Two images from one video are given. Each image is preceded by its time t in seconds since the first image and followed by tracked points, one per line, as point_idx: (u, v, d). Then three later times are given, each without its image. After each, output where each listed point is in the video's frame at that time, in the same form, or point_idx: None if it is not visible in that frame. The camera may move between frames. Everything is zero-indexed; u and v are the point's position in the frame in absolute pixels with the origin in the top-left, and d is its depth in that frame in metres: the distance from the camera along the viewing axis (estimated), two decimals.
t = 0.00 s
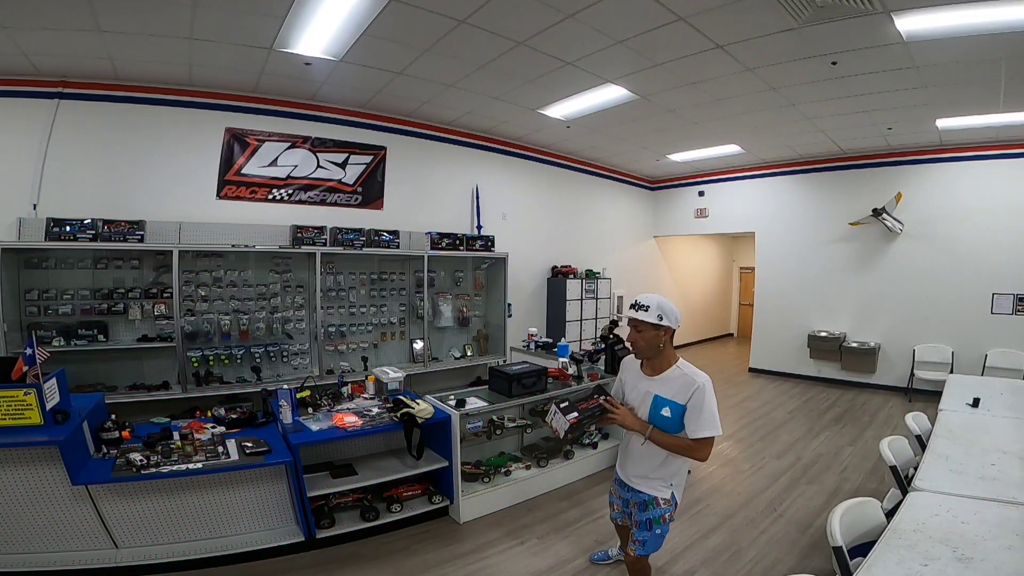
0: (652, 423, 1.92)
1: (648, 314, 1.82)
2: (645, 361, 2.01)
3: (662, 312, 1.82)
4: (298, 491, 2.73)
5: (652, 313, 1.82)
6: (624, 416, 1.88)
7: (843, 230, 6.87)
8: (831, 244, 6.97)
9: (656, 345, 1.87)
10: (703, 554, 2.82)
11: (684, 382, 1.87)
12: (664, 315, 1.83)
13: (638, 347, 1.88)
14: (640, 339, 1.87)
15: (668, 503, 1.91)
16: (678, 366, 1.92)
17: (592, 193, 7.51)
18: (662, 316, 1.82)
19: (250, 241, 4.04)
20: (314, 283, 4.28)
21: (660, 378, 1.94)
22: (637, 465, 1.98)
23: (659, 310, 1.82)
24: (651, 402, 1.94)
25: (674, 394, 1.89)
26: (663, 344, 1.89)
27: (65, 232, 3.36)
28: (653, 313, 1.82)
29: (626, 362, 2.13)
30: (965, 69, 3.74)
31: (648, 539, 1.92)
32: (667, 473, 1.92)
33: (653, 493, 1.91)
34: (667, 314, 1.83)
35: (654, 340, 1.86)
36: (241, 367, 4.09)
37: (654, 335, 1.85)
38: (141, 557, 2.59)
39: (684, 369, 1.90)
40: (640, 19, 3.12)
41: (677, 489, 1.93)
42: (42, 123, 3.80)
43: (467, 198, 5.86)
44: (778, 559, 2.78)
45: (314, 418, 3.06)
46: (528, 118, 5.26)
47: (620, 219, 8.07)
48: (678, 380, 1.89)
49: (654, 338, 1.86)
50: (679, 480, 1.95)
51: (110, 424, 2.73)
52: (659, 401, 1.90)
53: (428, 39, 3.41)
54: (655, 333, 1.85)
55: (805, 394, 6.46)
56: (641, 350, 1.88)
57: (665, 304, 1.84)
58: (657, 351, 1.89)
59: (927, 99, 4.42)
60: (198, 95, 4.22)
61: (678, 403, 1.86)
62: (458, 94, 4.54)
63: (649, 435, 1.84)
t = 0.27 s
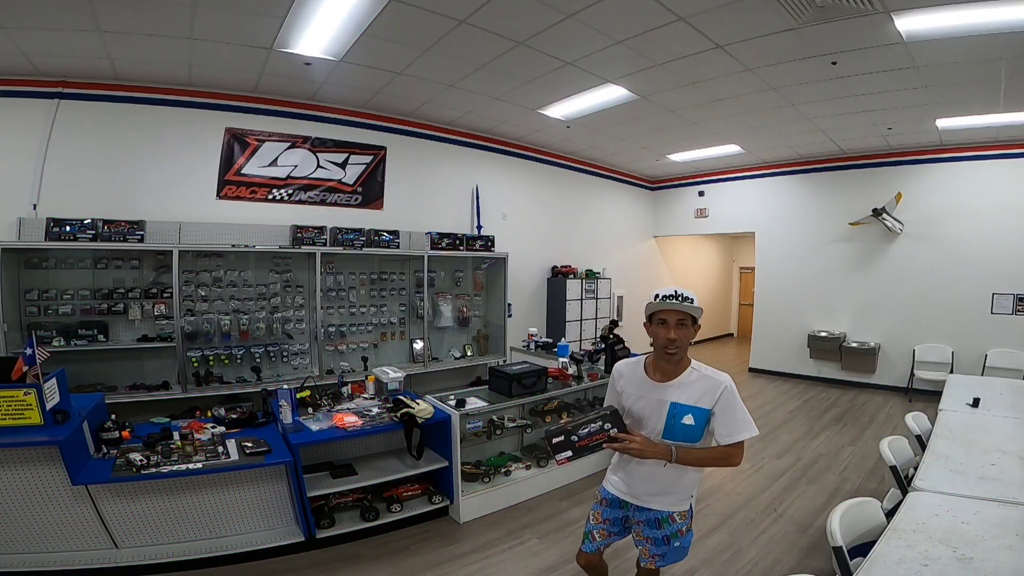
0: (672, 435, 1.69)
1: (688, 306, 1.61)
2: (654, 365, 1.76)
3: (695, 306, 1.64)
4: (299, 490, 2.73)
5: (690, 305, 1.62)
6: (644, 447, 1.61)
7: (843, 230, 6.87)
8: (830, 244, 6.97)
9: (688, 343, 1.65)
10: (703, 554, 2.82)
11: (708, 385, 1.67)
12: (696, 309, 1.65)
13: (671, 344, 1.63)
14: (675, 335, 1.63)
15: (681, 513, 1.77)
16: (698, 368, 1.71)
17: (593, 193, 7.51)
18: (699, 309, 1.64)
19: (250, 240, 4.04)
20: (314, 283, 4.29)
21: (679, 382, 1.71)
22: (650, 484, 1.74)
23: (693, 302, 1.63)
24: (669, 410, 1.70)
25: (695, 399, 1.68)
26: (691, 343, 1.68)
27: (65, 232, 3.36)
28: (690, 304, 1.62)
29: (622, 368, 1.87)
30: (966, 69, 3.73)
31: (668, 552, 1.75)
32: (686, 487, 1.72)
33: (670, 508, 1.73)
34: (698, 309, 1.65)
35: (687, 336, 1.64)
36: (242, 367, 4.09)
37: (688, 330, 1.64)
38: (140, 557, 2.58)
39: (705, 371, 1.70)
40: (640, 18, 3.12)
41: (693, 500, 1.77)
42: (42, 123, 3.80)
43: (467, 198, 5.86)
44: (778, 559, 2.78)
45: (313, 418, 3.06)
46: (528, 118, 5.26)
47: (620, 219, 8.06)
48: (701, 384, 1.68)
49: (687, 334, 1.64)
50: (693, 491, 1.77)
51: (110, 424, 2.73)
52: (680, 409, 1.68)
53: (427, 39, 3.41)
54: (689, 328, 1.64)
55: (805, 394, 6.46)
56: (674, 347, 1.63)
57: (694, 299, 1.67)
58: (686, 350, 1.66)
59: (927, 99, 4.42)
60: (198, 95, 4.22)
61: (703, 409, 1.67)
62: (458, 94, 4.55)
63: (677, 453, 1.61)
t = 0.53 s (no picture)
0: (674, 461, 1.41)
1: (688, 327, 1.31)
2: (654, 387, 1.49)
3: (704, 325, 1.33)
4: (299, 490, 2.74)
5: (692, 326, 1.31)
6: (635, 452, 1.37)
7: (843, 230, 6.86)
8: (830, 244, 6.97)
9: (688, 369, 1.36)
10: (703, 554, 2.82)
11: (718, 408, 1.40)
12: (705, 328, 1.33)
13: (666, 370, 1.36)
14: (672, 359, 1.35)
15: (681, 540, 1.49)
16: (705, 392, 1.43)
17: (592, 193, 7.51)
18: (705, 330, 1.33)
19: (250, 240, 4.04)
20: (314, 283, 4.29)
21: (685, 407, 1.43)
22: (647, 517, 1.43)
23: (699, 322, 1.32)
24: (674, 435, 1.42)
25: (705, 422, 1.40)
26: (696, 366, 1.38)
27: (65, 232, 3.36)
28: (693, 326, 1.31)
29: (610, 388, 1.58)
30: (966, 69, 3.73)
31: None
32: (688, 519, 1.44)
33: (672, 540, 1.44)
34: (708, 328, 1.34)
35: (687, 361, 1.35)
36: (242, 367, 4.08)
37: (690, 354, 1.35)
38: (141, 557, 2.58)
39: (713, 395, 1.42)
40: (640, 18, 3.12)
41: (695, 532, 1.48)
42: (41, 123, 3.80)
43: (467, 198, 5.86)
44: (779, 559, 2.78)
45: (313, 418, 3.06)
46: (528, 118, 5.26)
47: (620, 219, 8.06)
48: (709, 408, 1.40)
49: (688, 359, 1.35)
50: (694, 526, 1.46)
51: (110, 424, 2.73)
52: (686, 432, 1.40)
53: (427, 39, 3.41)
54: (692, 352, 1.35)
55: (805, 394, 6.46)
56: (670, 374, 1.36)
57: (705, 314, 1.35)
58: (687, 376, 1.38)
59: (927, 99, 4.42)
60: (198, 95, 4.22)
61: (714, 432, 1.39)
62: (458, 94, 4.55)
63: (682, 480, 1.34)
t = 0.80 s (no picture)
0: (673, 490, 1.21)
1: (668, 332, 1.17)
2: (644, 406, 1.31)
3: (691, 327, 1.18)
4: (299, 490, 2.74)
5: (675, 330, 1.17)
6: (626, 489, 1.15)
7: (843, 230, 6.87)
8: (830, 244, 6.97)
9: (675, 381, 1.20)
10: (704, 554, 2.82)
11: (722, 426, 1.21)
12: (693, 330, 1.19)
13: (646, 383, 1.21)
14: (654, 369, 1.20)
15: None
16: (704, 407, 1.24)
17: (592, 193, 7.51)
18: (691, 333, 1.18)
19: (250, 240, 4.05)
20: (314, 283, 4.29)
21: (681, 426, 1.23)
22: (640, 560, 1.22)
23: (685, 323, 1.17)
24: (673, 460, 1.22)
25: (709, 443, 1.20)
26: (686, 376, 1.22)
27: (65, 232, 3.36)
28: (675, 329, 1.17)
29: (592, 411, 1.37)
30: (966, 69, 3.73)
31: None
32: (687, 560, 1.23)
33: None
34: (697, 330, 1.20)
35: (671, 372, 1.19)
36: (242, 367, 4.08)
37: (675, 363, 1.19)
38: (141, 557, 2.58)
39: (712, 411, 1.23)
40: (640, 18, 3.12)
41: None
42: (41, 123, 3.80)
43: (467, 198, 5.86)
44: (779, 559, 2.78)
45: (313, 418, 3.06)
46: (528, 118, 5.26)
47: (620, 219, 8.06)
48: (710, 427, 1.21)
49: (673, 369, 1.19)
50: (693, 572, 1.25)
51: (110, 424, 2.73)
52: (688, 457, 1.20)
53: (428, 39, 3.41)
54: (677, 360, 1.19)
55: (805, 394, 6.46)
56: (651, 388, 1.21)
57: (695, 313, 1.20)
58: (675, 389, 1.21)
59: (927, 99, 4.42)
60: (198, 95, 4.22)
61: (717, 454, 1.20)
62: (458, 94, 4.55)
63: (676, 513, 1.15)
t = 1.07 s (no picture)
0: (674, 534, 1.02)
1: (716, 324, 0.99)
2: (647, 431, 1.09)
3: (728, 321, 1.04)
4: (298, 490, 2.74)
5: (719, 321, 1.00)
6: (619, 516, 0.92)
7: (843, 230, 6.87)
8: (830, 244, 6.97)
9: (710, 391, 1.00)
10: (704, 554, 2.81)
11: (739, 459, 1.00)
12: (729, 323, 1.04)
13: (684, 393, 0.97)
14: (695, 376, 0.97)
15: None
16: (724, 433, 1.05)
17: (592, 193, 7.51)
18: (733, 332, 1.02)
19: (250, 240, 4.05)
20: (314, 283, 4.29)
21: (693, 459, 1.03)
22: None
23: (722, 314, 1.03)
24: (673, 500, 1.03)
25: (718, 483, 1.00)
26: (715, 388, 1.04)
27: (65, 232, 3.36)
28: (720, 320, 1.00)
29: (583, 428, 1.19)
30: (966, 69, 3.73)
31: None
32: None
33: None
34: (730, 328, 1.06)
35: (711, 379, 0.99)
36: (242, 367, 4.08)
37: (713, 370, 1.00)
38: (141, 557, 2.57)
39: (733, 439, 1.03)
40: (640, 18, 3.12)
41: None
42: (41, 122, 3.80)
43: (467, 198, 5.86)
44: (779, 559, 2.78)
45: (313, 418, 3.05)
46: (528, 118, 5.26)
47: (620, 220, 8.06)
48: (727, 461, 1.01)
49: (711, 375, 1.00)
50: None
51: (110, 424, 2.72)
52: (692, 499, 1.01)
53: (428, 39, 3.41)
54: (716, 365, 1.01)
55: (805, 394, 6.46)
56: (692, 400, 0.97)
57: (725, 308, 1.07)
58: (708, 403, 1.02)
59: (927, 99, 4.41)
60: (197, 95, 4.22)
61: (730, 498, 0.98)
62: (458, 94, 4.55)
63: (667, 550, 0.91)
